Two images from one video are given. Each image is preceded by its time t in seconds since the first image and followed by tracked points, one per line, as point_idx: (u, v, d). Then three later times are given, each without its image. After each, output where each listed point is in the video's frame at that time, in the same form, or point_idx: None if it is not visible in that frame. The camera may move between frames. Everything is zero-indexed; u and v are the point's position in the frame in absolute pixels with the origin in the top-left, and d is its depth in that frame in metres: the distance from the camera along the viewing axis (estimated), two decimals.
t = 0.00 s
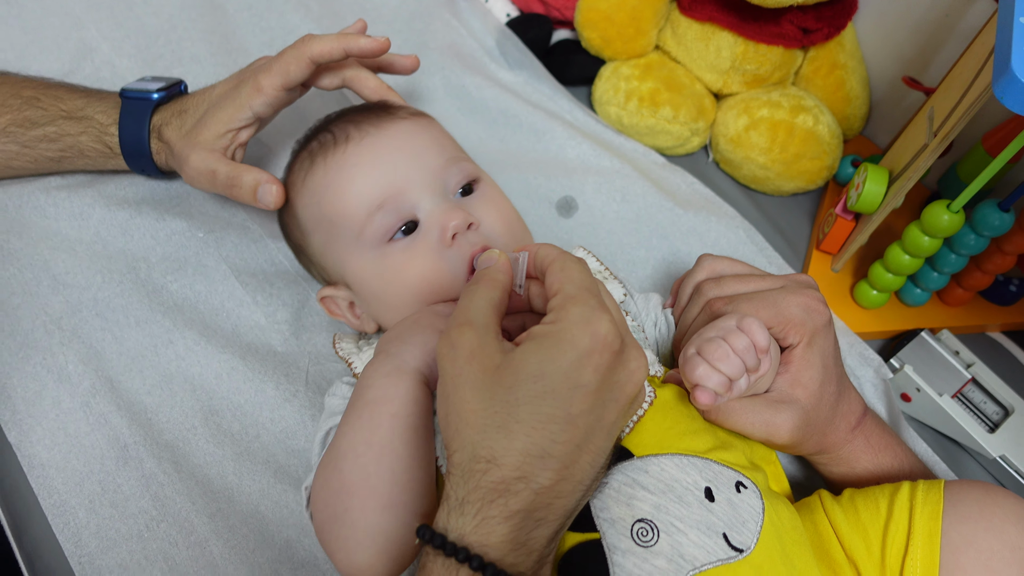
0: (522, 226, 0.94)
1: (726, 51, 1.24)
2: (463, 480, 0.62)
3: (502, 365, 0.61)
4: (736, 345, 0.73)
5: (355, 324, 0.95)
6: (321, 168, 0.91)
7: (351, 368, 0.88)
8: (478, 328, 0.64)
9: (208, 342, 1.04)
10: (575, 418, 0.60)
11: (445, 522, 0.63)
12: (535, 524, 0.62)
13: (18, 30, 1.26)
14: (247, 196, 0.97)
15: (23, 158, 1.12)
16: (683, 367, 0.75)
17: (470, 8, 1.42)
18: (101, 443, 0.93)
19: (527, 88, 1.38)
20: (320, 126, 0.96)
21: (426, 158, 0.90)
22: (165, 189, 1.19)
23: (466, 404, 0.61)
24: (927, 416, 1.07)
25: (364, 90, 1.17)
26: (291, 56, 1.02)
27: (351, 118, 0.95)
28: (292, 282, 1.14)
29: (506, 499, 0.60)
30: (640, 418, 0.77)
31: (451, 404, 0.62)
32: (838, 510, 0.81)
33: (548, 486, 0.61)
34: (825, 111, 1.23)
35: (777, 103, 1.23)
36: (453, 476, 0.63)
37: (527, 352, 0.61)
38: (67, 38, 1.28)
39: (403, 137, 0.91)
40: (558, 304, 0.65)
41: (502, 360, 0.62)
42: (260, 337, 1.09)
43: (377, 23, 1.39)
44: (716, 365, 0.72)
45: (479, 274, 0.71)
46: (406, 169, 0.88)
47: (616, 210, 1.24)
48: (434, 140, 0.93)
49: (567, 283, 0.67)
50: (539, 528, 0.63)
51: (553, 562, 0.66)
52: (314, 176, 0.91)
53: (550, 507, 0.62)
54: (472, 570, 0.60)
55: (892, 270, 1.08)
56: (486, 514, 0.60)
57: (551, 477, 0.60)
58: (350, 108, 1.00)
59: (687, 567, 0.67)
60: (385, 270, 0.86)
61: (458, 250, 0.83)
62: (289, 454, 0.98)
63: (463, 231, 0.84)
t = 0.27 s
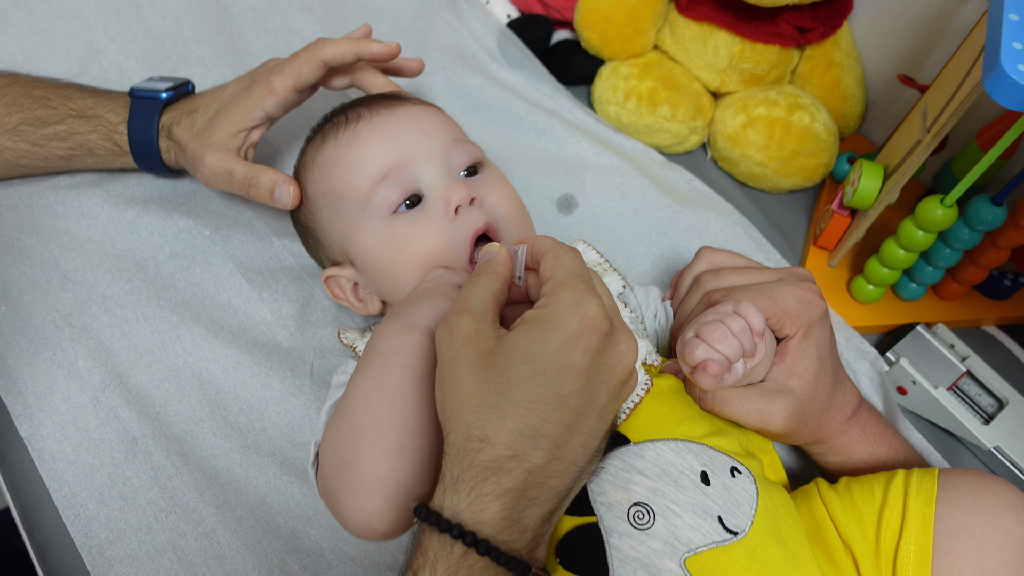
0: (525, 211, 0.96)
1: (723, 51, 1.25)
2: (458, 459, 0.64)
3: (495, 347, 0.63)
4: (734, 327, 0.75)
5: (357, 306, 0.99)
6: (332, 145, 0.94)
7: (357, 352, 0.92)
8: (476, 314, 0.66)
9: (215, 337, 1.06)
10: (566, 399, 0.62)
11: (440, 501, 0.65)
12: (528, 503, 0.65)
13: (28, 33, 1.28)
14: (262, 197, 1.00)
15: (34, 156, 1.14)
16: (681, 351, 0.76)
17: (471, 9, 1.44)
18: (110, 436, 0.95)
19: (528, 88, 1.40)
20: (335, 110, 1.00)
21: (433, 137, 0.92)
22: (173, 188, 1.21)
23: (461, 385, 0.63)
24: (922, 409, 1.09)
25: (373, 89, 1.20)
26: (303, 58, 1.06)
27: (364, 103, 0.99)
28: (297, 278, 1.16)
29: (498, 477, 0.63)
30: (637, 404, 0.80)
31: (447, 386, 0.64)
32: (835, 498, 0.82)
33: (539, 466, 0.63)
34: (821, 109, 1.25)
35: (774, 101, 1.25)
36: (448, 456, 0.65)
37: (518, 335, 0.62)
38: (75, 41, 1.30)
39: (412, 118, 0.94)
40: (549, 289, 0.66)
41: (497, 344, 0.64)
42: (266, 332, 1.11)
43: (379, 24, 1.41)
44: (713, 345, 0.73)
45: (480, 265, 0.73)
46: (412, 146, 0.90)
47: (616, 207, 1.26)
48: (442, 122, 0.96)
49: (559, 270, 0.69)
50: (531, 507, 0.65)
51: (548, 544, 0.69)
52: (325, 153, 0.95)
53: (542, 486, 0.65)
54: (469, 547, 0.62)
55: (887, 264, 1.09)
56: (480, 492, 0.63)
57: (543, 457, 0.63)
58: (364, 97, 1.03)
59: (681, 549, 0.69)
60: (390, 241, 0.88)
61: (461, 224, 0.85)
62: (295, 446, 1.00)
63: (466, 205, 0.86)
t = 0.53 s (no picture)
0: (503, 227, 0.98)
1: (705, 56, 1.28)
2: (435, 451, 0.66)
3: (470, 342, 0.66)
4: (716, 322, 0.77)
5: (335, 310, 1.01)
6: (317, 155, 0.96)
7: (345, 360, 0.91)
8: (456, 312, 0.68)
9: (207, 340, 1.08)
10: (537, 391, 0.64)
11: (419, 492, 0.67)
12: (503, 492, 0.67)
13: (22, 46, 1.31)
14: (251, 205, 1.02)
15: (29, 165, 1.16)
16: (665, 347, 0.78)
17: (458, 19, 1.47)
18: (104, 438, 0.97)
19: (514, 95, 1.42)
20: (324, 118, 1.02)
21: (416, 152, 0.95)
22: (165, 196, 1.23)
23: (438, 379, 0.65)
24: (901, 404, 1.11)
25: (361, 96, 1.23)
26: (291, 70, 1.08)
27: (353, 113, 1.01)
28: (288, 283, 1.18)
29: (472, 467, 0.65)
30: (615, 400, 0.80)
31: (426, 381, 0.67)
32: (814, 489, 0.81)
33: (513, 455, 0.66)
34: (800, 113, 1.28)
35: (755, 105, 1.27)
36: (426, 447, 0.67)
37: (492, 331, 0.65)
38: (70, 53, 1.33)
39: (397, 132, 0.96)
40: (520, 287, 0.70)
41: (473, 339, 0.66)
42: (257, 335, 1.13)
43: (368, 34, 1.44)
44: (697, 340, 0.76)
45: (463, 268, 0.75)
46: (394, 160, 0.93)
47: (600, 210, 1.28)
48: (426, 138, 0.98)
49: (531, 268, 0.72)
50: (507, 496, 0.68)
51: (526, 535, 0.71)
52: (311, 161, 0.97)
53: (518, 476, 0.67)
54: (446, 536, 0.65)
55: (866, 263, 1.12)
56: (455, 481, 0.65)
57: (516, 447, 0.65)
58: (354, 106, 1.06)
59: (659, 541, 0.71)
60: (366, 253, 0.90)
61: (437, 241, 0.88)
62: (285, 447, 1.02)
63: (443, 225, 0.88)
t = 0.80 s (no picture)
0: (491, 215, 1.00)
1: (692, 53, 1.31)
2: (428, 430, 0.67)
3: (459, 325, 0.67)
4: (696, 310, 0.79)
5: (334, 303, 1.03)
6: (306, 153, 0.98)
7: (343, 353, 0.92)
8: (443, 297, 0.69)
9: (206, 331, 1.10)
10: (525, 370, 0.66)
11: (412, 471, 0.69)
12: (493, 469, 0.68)
13: (22, 46, 1.33)
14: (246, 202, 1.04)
15: (31, 162, 1.18)
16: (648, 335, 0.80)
17: (451, 18, 1.50)
18: (107, 425, 0.98)
19: (507, 92, 1.45)
20: (312, 116, 1.04)
21: (403, 147, 0.96)
22: (164, 192, 1.25)
23: (428, 361, 0.67)
24: (887, 391, 1.13)
25: (354, 92, 1.25)
26: (286, 68, 1.10)
27: (340, 110, 1.03)
28: (284, 276, 1.19)
29: (464, 445, 0.67)
30: (602, 383, 0.82)
31: (416, 363, 0.68)
32: (797, 469, 0.83)
33: (503, 434, 0.67)
34: (786, 107, 1.30)
35: (741, 100, 1.30)
36: (419, 428, 0.69)
37: (480, 314, 0.66)
38: (69, 53, 1.35)
39: (383, 128, 0.98)
40: (507, 271, 0.71)
41: (460, 322, 0.68)
42: (254, 327, 1.14)
43: (362, 33, 1.46)
44: (678, 328, 0.77)
45: (451, 256, 0.77)
46: (382, 156, 0.94)
47: (592, 204, 1.30)
48: (412, 132, 1.00)
49: (516, 253, 0.74)
50: (497, 474, 0.69)
51: (517, 511, 0.72)
52: (300, 159, 0.98)
53: (507, 454, 0.69)
54: (439, 512, 0.66)
55: (850, 253, 1.14)
56: (448, 459, 0.67)
57: (506, 426, 0.67)
58: (341, 103, 1.07)
59: (645, 517, 0.73)
60: (358, 248, 0.92)
61: (425, 234, 0.89)
62: (283, 434, 1.03)
63: (431, 216, 0.89)
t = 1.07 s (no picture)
0: (503, 220, 1.03)
1: (701, 66, 1.34)
2: (441, 426, 0.71)
3: (475, 325, 0.71)
4: (695, 318, 0.81)
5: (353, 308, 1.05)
6: (324, 164, 1.02)
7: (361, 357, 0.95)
8: (454, 296, 0.73)
9: (228, 329, 1.14)
10: (538, 369, 0.70)
11: (426, 463, 0.73)
12: (504, 463, 0.72)
13: (57, 56, 1.38)
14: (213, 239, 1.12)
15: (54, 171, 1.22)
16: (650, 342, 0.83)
17: (468, 32, 1.55)
18: (133, 418, 1.03)
19: (521, 103, 1.49)
20: (328, 127, 1.08)
21: (417, 158, 1.01)
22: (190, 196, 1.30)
23: (443, 360, 0.71)
24: (891, 398, 1.15)
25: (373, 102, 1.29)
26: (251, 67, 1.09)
27: (354, 122, 1.07)
28: (303, 277, 1.24)
29: (477, 440, 0.70)
30: (608, 382, 0.85)
31: (431, 361, 0.72)
32: (797, 470, 0.85)
33: (515, 430, 0.70)
34: (793, 120, 1.33)
35: (749, 112, 1.33)
36: (433, 423, 0.73)
37: (496, 314, 0.70)
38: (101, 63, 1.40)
39: (397, 139, 1.02)
40: (523, 273, 0.75)
41: (474, 322, 0.71)
42: (274, 326, 1.19)
43: (382, 45, 1.52)
44: (677, 336, 0.80)
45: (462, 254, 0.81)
46: (397, 167, 0.99)
47: (602, 212, 1.34)
48: (425, 143, 1.04)
49: (533, 255, 0.77)
50: (508, 468, 0.72)
51: (525, 504, 0.75)
52: (318, 170, 1.03)
53: (518, 449, 0.72)
54: (451, 503, 0.70)
55: (854, 263, 1.17)
56: (461, 453, 0.70)
57: (517, 422, 0.70)
58: (356, 114, 1.12)
59: (648, 510, 0.76)
60: (375, 255, 0.96)
61: (440, 239, 0.93)
62: (301, 429, 1.07)
63: (445, 223, 0.94)
